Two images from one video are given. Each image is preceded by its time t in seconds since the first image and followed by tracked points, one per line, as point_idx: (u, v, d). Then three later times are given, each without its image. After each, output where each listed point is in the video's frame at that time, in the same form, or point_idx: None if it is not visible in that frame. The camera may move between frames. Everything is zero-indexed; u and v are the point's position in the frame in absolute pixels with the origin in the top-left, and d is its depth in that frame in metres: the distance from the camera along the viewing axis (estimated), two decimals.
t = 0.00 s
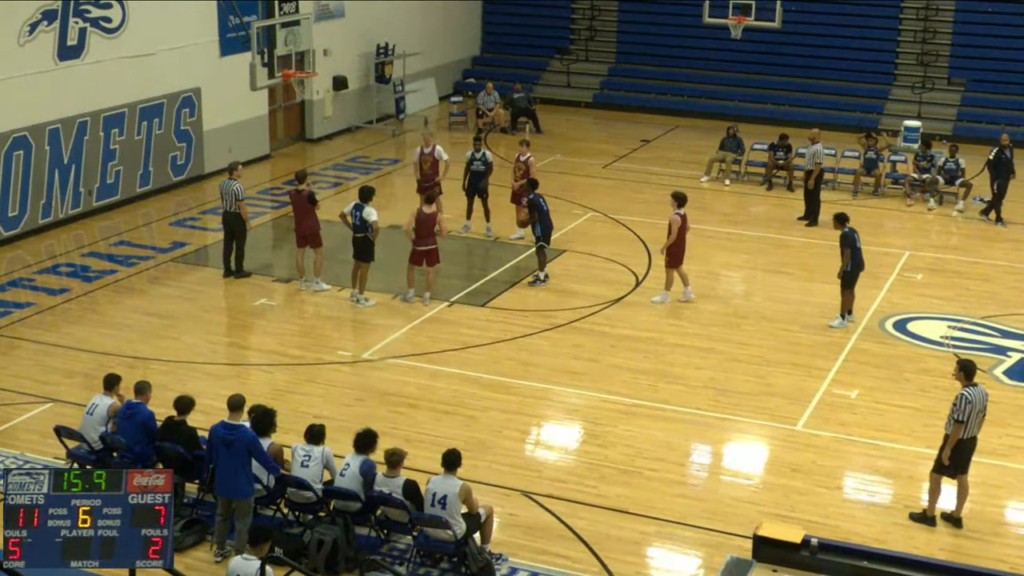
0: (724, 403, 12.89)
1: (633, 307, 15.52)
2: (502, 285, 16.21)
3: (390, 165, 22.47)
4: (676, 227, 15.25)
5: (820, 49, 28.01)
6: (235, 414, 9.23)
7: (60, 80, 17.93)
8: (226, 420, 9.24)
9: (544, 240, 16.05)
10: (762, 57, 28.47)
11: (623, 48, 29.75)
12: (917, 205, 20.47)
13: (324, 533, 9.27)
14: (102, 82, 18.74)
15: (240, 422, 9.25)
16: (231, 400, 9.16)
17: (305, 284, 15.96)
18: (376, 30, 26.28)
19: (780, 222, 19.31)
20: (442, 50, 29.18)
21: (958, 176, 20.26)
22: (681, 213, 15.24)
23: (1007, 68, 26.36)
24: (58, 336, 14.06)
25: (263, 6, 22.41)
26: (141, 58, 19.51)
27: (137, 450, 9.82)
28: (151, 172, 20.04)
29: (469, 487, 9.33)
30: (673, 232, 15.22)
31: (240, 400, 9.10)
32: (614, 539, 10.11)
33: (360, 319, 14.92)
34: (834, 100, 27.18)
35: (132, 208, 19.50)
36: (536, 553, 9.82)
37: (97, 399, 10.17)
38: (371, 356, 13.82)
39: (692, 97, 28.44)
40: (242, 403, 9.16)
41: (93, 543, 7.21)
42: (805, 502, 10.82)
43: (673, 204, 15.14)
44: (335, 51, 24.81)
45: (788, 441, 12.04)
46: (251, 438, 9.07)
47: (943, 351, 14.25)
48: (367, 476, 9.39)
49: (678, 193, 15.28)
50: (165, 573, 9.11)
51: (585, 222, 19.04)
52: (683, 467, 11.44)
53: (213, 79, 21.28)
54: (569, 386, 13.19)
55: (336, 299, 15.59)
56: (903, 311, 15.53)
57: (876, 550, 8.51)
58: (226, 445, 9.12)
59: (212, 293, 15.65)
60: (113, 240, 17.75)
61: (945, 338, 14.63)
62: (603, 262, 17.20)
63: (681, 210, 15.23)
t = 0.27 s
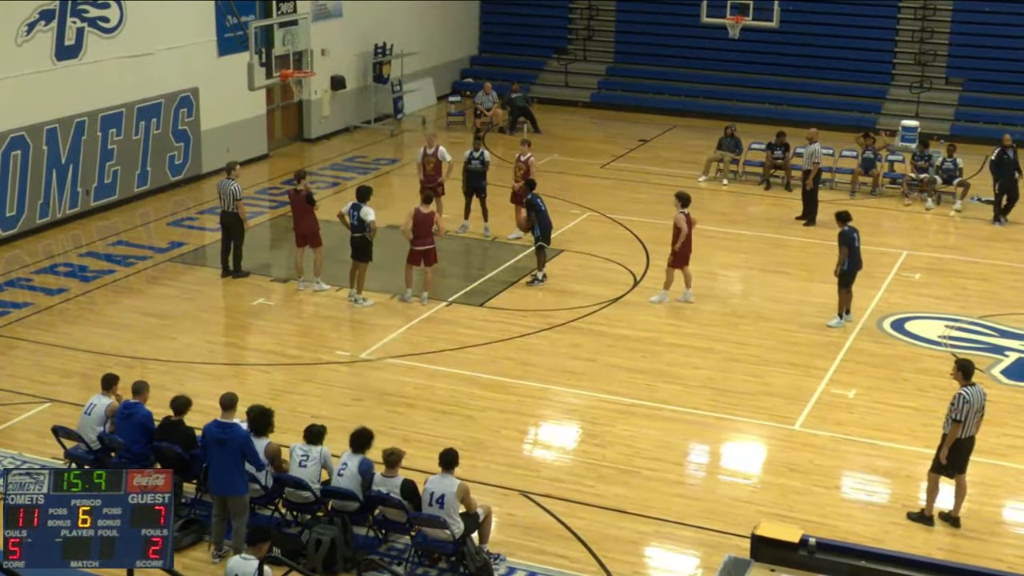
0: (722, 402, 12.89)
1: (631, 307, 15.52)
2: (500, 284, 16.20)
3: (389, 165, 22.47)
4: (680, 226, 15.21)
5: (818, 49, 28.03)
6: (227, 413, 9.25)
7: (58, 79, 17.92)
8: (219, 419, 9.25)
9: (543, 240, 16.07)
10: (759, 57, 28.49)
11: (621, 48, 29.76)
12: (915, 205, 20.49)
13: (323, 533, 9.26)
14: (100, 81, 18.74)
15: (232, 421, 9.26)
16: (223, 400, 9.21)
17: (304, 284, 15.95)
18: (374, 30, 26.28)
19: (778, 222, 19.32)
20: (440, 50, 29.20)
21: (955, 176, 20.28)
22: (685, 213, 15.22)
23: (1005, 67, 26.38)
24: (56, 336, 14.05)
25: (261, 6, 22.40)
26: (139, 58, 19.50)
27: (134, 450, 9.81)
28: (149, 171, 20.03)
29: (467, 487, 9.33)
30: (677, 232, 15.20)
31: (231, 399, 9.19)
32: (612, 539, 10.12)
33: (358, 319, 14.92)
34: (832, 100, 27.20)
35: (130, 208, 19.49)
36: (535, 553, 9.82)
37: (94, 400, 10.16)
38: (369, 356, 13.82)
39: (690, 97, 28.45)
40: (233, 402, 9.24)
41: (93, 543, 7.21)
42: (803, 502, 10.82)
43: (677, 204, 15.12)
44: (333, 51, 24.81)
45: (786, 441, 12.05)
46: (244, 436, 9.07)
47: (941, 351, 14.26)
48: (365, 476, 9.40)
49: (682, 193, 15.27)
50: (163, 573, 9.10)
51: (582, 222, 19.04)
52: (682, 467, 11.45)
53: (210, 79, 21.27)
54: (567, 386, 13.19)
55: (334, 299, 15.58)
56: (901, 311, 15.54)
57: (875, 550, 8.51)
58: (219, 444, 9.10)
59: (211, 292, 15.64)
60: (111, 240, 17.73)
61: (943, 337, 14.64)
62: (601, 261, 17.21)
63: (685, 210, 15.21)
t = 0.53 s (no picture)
0: (721, 402, 12.90)
1: (630, 307, 15.52)
2: (499, 284, 16.20)
3: (388, 165, 22.47)
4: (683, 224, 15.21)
5: (817, 49, 28.04)
6: (222, 412, 9.28)
7: (57, 79, 17.91)
8: (214, 418, 9.27)
9: (541, 240, 16.09)
10: (758, 57, 28.50)
11: (620, 48, 29.76)
12: (914, 205, 20.49)
13: (321, 533, 9.26)
14: (99, 82, 18.73)
15: (228, 421, 9.28)
16: (218, 399, 9.26)
17: (303, 284, 15.95)
18: (373, 30, 26.28)
19: (777, 221, 19.32)
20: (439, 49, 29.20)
21: (954, 175, 20.27)
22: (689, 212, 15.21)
23: (1004, 67, 26.38)
24: (55, 336, 14.04)
25: (260, 6, 22.40)
26: (138, 58, 19.50)
27: (133, 450, 9.81)
28: (148, 171, 20.03)
29: (466, 487, 9.33)
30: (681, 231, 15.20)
31: (226, 398, 9.24)
32: (611, 539, 10.12)
33: (357, 319, 14.92)
34: (831, 99, 27.20)
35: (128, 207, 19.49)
36: (534, 553, 9.82)
37: (93, 400, 10.16)
38: (368, 356, 13.82)
39: (689, 97, 28.44)
40: (228, 401, 9.27)
41: (93, 543, 7.21)
42: (802, 501, 10.82)
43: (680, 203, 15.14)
44: (332, 50, 24.80)
45: (785, 440, 12.05)
46: (239, 434, 9.10)
47: (940, 350, 14.27)
48: (364, 476, 9.41)
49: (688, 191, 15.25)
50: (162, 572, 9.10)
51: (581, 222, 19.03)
52: (681, 467, 11.45)
53: (209, 79, 21.27)
54: (567, 386, 13.19)
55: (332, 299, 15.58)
56: (900, 311, 15.54)
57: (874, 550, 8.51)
58: (215, 442, 9.11)
59: (209, 292, 15.64)
60: (109, 240, 17.73)
61: (942, 337, 14.65)
62: (600, 261, 17.21)
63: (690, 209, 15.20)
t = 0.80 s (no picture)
0: (719, 402, 12.90)
1: (629, 307, 15.52)
2: (498, 284, 16.20)
3: (386, 165, 22.46)
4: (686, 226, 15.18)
5: (815, 49, 28.04)
6: (217, 412, 9.26)
7: (55, 79, 17.91)
8: (210, 418, 9.25)
9: (536, 240, 16.07)
10: (757, 57, 28.50)
11: (618, 48, 29.77)
12: (913, 205, 20.49)
13: (320, 532, 9.25)
14: (97, 82, 18.73)
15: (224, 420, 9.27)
16: (213, 398, 9.24)
17: (302, 284, 15.95)
18: (372, 30, 26.27)
19: (776, 221, 19.33)
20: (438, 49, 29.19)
21: (953, 175, 20.26)
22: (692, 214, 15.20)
23: (1003, 67, 26.38)
24: (53, 336, 14.04)
25: (258, 5, 22.39)
26: (136, 58, 19.50)
27: (132, 450, 9.81)
28: (146, 171, 20.02)
29: (465, 486, 9.33)
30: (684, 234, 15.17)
31: (221, 397, 9.22)
32: (610, 538, 10.12)
33: (356, 319, 14.92)
34: (829, 100, 27.21)
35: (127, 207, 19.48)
36: (533, 553, 9.82)
37: (92, 400, 10.15)
38: (367, 356, 13.82)
39: (688, 97, 28.44)
40: (223, 400, 9.25)
41: (93, 543, 7.20)
42: (800, 501, 10.82)
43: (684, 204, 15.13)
44: (331, 50, 24.79)
45: (784, 440, 12.06)
46: (235, 434, 9.09)
47: (938, 350, 14.27)
48: (363, 475, 9.41)
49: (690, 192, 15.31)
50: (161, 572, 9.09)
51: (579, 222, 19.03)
52: (679, 466, 11.45)
53: (208, 79, 21.26)
54: (566, 386, 13.19)
55: (331, 299, 15.57)
56: (898, 310, 15.54)
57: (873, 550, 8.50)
58: (211, 442, 9.10)
59: (208, 292, 15.64)
60: (108, 240, 17.72)
61: (941, 337, 14.65)
62: (599, 261, 17.20)
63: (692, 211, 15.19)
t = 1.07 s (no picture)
0: (717, 401, 12.90)
1: (628, 307, 15.52)
2: (497, 284, 16.20)
3: (385, 165, 22.47)
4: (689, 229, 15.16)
5: (814, 48, 28.05)
6: (214, 411, 9.26)
7: (54, 79, 17.90)
8: (208, 418, 9.25)
9: (535, 240, 16.08)
10: (755, 57, 28.50)
11: (617, 47, 29.77)
12: (911, 204, 20.50)
13: (319, 532, 9.25)
14: (96, 82, 18.72)
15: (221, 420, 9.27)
16: (211, 398, 9.24)
17: (302, 284, 15.96)
18: (370, 30, 26.28)
19: (775, 221, 19.35)
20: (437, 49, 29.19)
21: (952, 175, 20.26)
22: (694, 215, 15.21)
23: (1001, 67, 26.39)
24: (52, 336, 14.03)
25: (257, 5, 22.39)
26: (135, 58, 19.50)
27: (131, 450, 9.81)
28: (145, 171, 20.02)
29: (464, 487, 9.33)
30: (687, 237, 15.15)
31: (218, 396, 9.21)
32: (608, 538, 10.12)
33: (354, 319, 14.92)
34: (828, 100, 27.22)
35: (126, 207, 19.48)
36: (532, 553, 9.82)
37: (91, 400, 10.14)
38: (366, 356, 13.81)
39: (686, 97, 28.43)
40: (221, 400, 9.25)
41: (93, 543, 7.20)
42: (799, 501, 10.82)
43: (685, 206, 15.14)
44: (329, 50, 24.79)
45: (783, 440, 12.06)
46: (233, 434, 9.09)
47: (937, 350, 14.28)
48: (362, 474, 9.41)
49: (691, 195, 15.39)
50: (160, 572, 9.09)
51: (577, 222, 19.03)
52: (678, 466, 11.45)
53: (206, 79, 21.26)
54: (564, 386, 13.19)
55: (330, 299, 15.57)
56: (897, 310, 15.54)
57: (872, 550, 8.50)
58: (210, 441, 9.10)
59: (207, 292, 15.64)
60: (107, 240, 17.71)
61: (940, 337, 14.66)
62: (597, 261, 17.21)
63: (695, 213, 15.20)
